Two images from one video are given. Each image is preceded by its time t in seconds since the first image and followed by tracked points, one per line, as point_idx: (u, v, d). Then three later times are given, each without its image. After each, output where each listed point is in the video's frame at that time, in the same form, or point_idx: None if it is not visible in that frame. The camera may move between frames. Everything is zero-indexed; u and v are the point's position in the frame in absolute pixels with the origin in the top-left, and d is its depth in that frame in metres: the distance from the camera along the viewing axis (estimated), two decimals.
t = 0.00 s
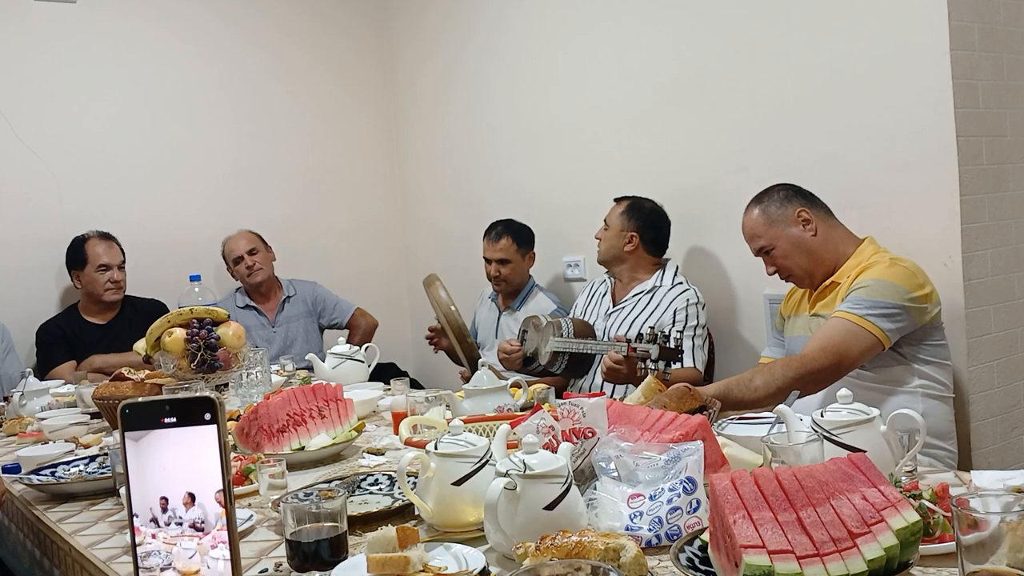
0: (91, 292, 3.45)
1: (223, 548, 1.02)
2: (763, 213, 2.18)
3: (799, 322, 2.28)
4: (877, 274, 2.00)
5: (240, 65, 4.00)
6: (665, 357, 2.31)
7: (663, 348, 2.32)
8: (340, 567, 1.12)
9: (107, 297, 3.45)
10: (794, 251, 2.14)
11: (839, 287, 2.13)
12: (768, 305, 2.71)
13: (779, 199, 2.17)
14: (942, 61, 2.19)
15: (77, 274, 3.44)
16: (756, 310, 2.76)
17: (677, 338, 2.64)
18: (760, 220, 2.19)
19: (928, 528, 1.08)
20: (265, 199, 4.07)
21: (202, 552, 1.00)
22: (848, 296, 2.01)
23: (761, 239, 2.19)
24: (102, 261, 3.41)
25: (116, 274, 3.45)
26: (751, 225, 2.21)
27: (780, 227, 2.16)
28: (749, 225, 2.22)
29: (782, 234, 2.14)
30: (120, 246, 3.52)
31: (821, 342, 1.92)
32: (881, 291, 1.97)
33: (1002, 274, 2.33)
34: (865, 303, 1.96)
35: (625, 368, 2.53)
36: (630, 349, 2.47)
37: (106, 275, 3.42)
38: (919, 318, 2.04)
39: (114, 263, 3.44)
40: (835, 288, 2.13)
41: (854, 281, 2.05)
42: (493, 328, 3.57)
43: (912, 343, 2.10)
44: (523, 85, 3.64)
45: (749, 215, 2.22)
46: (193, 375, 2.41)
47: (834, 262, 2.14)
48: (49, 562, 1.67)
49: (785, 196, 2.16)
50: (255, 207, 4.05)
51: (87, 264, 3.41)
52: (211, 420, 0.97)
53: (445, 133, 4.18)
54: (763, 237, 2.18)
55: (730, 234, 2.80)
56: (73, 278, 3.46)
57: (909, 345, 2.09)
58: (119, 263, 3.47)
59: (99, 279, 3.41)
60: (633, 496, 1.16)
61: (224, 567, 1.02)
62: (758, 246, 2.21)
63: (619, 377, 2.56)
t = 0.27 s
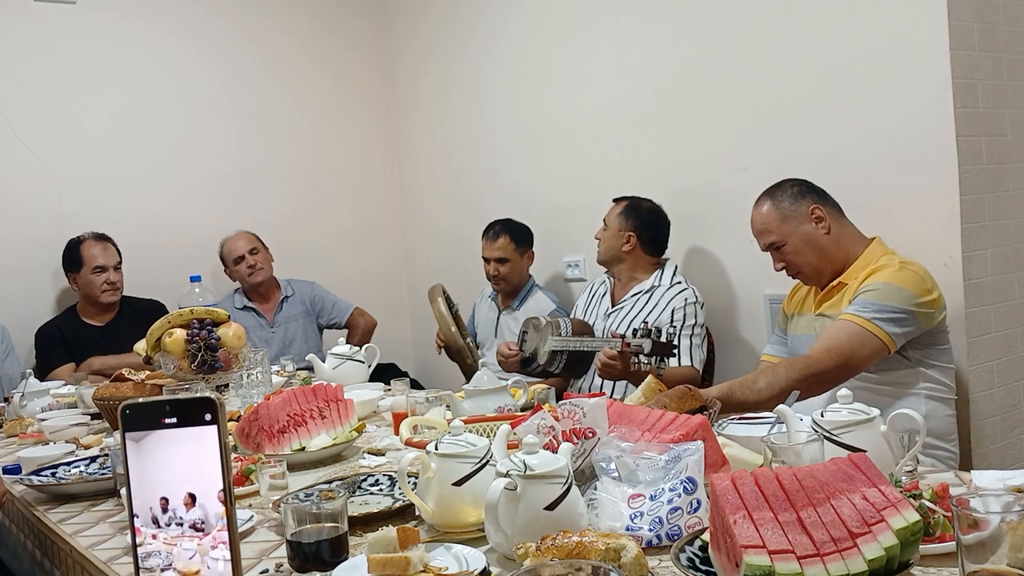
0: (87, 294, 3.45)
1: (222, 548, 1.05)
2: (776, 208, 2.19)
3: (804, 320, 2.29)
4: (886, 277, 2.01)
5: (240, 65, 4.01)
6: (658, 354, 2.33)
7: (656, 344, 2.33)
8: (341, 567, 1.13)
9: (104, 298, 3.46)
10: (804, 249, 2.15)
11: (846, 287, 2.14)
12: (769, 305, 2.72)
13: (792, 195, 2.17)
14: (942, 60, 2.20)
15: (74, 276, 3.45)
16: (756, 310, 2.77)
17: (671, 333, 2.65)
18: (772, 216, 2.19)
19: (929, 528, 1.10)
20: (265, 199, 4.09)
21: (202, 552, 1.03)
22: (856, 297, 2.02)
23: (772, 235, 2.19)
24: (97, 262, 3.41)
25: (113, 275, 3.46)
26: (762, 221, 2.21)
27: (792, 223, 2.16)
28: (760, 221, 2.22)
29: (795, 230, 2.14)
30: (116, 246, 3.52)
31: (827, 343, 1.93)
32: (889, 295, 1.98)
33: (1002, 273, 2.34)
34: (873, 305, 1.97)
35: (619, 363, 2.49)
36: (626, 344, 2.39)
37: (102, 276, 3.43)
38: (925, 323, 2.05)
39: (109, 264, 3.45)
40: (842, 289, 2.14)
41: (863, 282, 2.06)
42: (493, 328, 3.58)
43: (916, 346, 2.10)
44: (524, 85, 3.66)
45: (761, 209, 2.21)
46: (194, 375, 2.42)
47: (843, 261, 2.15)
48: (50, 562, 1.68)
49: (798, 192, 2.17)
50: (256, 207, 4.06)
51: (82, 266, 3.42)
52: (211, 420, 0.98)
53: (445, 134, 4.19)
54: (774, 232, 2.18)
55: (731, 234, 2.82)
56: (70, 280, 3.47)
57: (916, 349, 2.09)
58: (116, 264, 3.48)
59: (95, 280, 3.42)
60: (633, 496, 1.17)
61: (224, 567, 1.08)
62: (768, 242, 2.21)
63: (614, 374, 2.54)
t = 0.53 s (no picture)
0: (86, 295, 3.47)
1: (222, 549, 1.05)
2: (784, 205, 2.18)
3: (806, 319, 2.31)
4: (892, 279, 2.02)
5: (241, 66, 4.03)
6: (643, 338, 2.37)
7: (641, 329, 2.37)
8: (342, 567, 1.14)
9: (103, 299, 3.47)
10: (811, 248, 2.15)
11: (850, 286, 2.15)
12: (769, 305, 2.73)
13: (801, 192, 2.16)
14: (942, 59, 2.21)
15: (72, 277, 3.46)
16: (757, 310, 2.78)
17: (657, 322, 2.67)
18: (780, 213, 2.18)
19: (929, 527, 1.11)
20: (266, 199, 4.10)
21: (200, 553, 1.03)
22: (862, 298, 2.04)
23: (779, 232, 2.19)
24: (93, 265, 3.42)
25: (110, 276, 3.47)
26: (769, 219, 2.21)
27: (801, 221, 2.15)
28: (767, 218, 2.21)
29: (803, 229, 2.14)
30: (113, 247, 3.53)
31: (831, 344, 1.95)
32: (895, 297, 1.99)
33: (1002, 272, 2.36)
34: (878, 307, 1.99)
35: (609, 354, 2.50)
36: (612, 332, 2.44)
37: (99, 277, 3.43)
38: (930, 325, 2.06)
39: (106, 265, 3.45)
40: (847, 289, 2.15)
41: (869, 282, 2.07)
42: (495, 328, 3.60)
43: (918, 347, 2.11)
44: (524, 85, 3.67)
45: (768, 207, 2.21)
46: (195, 375, 2.44)
47: (851, 260, 2.15)
48: (51, 562, 1.70)
49: (806, 190, 2.16)
50: (257, 207, 4.08)
51: (80, 268, 3.43)
52: (209, 420, 0.99)
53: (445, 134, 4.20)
54: (781, 230, 2.18)
55: (732, 233, 2.83)
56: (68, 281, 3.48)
57: (919, 351, 2.11)
58: (114, 265, 3.49)
59: (92, 282, 3.43)
60: (635, 495, 1.18)
61: (223, 567, 1.06)
62: (775, 239, 2.20)
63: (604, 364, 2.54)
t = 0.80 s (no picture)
0: (85, 295, 3.47)
1: (224, 547, 1.03)
2: (791, 201, 2.16)
3: (809, 319, 2.30)
4: (897, 277, 2.01)
5: (241, 66, 4.02)
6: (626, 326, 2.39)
7: (621, 316, 2.38)
8: (343, 566, 1.14)
9: (102, 299, 3.47)
10: (815, 245, 2.14)
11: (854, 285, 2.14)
12: (770, 304, 2.73)
13: (807, 189, 2.15)
14: (942, 59, 2.21)
15: (71, 278, 3.46)
16: (758, 308, 2.78)
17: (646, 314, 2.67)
18: (787, 209, 2.16)
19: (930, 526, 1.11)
20: (266, 199, 4.10)
21: (203, 552, 1.02)
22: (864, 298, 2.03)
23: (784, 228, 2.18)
24: (91, 265, 3.41)
25: (109, 276, 3.46)
26: (773, 215, 2.19)
27: (807, 217, 2.14)
28: (771, 215, 2.20)
29: (807, 226, 2.13)
30: (111, 246, 3.52)
31: (837, 342, 1.95)
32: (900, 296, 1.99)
33: (1002, 271, 2.36)
34: (883, 307, 1.98)
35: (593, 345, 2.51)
36: (596, 323, 2.44)
37: (98, 278, 3.43)
38: (934, 325, 2.06)
39: (104, 265, 3.45)
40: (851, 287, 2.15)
41: (874, 281, 2.07)
42: (496, 327, 3.60)
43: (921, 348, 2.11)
44: (524, 84, 3.67)
45: (773, 204, 2.19)
46: (196, 374, 2.44)
47: (857, 259, 2.14)
48: (52, 562, 1.70)
49: (812, 186, 2.15)
50: (258, 207, 4.08)
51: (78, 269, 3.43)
52: (211, 419, 0.99)
53: (445, 134, 4.20)
54: (785, 227, 2.16)
55: (732, 232, 2.83)
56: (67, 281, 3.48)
57: (923, 351, 2.11)
58: (112, 264, 3.49)
59: (91, 282, 3.43)
60: (635, 494, 1.18)
61: (224, 566, 1.04)
62: (779, 235, 2.19)
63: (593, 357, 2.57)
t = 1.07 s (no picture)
0: (84, 296, 3.47)
1: (223, 549, 1.03)
2: (804, 190, 2.16)
3: (807, 320, 2.29)
4: (907, 281, 2.02)
5: (241, 66, 4.03)
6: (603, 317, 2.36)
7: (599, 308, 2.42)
8: (344, 566, 1.14)
9: (101, 299, 3.47)
10: (820, 237, 2.13)
11: (858, 286, 2.14)
12: (770, 304, 2.74)
13: (821, 180, 2.15)
14: (942, 58, 2.22)
15: (71, 278, 3.46)
16: (758, 309, 2.79)
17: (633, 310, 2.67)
18: (798, 197, 2.16)
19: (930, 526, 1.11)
20: (266, 199, 4.11)
21: (201, 553, 1.02)
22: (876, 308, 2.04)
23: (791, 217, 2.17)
24: (89, 265, 3.41)
25: (107, 276, 3.46)
26: (783, 203, 2.19)
27: (817, 208, 2.14)
28: (781, 202, 2.19)
29: (816, 214, 2.13)
30: (110, 246, 3.52)
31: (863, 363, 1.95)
32: (912, 302, 1.99)
33: (1002, 271, 2.36)
34: (897, 316, 1.99)
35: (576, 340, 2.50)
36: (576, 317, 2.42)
37: (96, 277, 3.43)
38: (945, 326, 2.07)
39: (103, 265, 3.44)
40: (854, 289, 2.14)
41: (881, 286, 2.07)
42: (495, 328, 3.60)
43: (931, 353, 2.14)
44: (524, 84, 3.67)
45: (783, 192, 2.19)
46: (196, 374, 2.44)
47: (859, 258, 2.15)
48: (53, 562, 1.70)
49: (826, 179, 2.15)
50: (258, 208, 4.08)
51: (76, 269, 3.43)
52: (210, 420, 0.99)
53: (445, 134, 4.21)
54: (794, 214, 2.16)
55: (732, 232, 2.83)
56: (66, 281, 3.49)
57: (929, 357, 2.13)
58: (111, 265, 3.48)
59: (90, 283, 3.43)
60: (636, 495, 1.18)
61: (224, 567, 1.03)
62: (785, 222, 2.18)
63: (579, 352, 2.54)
